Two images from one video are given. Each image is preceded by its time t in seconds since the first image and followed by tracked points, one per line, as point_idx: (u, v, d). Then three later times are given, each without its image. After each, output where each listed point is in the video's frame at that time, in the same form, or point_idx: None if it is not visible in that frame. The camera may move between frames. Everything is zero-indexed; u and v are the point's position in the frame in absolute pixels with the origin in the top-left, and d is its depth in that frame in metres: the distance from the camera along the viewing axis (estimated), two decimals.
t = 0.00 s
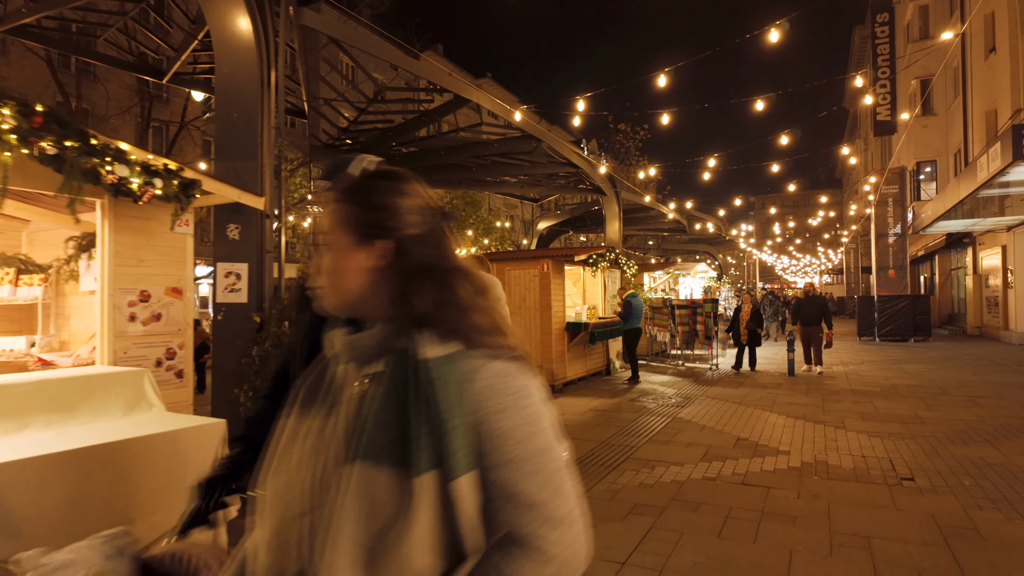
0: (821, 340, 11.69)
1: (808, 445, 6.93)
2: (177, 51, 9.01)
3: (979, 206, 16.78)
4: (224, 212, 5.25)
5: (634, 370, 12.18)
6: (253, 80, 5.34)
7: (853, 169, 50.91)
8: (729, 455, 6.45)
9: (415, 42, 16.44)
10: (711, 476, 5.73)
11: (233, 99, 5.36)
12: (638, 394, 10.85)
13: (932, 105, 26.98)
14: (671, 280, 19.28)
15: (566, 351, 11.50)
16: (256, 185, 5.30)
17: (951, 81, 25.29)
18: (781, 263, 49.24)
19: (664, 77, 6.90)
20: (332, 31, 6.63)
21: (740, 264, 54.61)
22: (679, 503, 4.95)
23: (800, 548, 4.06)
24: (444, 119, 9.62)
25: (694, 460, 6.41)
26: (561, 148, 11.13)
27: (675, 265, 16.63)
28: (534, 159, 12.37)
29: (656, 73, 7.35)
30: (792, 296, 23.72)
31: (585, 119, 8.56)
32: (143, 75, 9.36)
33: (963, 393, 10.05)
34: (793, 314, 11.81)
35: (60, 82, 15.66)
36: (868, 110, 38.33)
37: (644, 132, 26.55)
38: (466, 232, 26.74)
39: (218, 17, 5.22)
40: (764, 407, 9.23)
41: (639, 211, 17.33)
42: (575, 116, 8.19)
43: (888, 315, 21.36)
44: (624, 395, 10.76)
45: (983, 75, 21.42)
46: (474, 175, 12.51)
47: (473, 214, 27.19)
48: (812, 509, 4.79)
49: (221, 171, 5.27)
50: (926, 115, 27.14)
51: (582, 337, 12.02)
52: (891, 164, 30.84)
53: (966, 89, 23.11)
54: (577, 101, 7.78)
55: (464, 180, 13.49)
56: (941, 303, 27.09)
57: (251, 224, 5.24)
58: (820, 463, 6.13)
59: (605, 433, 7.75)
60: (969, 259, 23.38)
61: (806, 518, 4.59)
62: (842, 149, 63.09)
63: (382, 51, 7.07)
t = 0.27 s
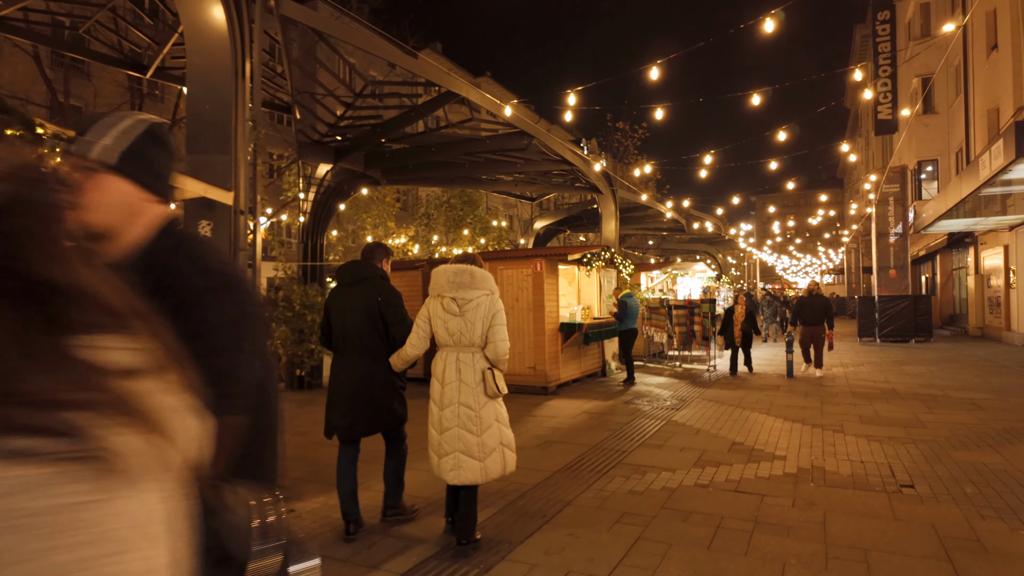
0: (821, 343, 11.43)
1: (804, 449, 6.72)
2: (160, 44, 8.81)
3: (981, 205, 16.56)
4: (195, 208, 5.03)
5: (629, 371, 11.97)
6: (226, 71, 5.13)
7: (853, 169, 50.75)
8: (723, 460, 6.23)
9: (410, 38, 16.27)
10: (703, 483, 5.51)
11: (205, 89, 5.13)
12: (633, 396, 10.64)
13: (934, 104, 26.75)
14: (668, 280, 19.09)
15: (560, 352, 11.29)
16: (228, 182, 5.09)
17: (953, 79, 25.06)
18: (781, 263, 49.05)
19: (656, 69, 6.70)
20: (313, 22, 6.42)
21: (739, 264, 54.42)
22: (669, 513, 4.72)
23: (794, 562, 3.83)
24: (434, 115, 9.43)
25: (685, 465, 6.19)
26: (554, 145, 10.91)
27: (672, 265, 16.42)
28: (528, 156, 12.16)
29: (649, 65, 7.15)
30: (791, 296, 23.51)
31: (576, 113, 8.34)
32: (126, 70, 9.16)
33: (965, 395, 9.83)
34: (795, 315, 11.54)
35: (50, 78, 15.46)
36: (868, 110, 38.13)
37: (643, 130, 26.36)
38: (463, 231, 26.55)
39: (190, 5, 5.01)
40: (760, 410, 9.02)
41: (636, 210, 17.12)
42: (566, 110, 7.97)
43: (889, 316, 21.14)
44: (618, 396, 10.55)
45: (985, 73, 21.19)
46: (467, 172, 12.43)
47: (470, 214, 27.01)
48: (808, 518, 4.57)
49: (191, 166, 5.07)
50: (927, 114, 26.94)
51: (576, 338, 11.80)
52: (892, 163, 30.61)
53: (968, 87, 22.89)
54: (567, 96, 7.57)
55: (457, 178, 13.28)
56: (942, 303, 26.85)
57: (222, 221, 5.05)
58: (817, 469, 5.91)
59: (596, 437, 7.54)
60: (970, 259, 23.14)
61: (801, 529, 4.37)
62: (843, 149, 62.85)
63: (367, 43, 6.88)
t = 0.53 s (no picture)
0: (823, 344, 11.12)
1: (800, 453, 6.53)
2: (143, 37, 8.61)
3: (982, 204, 16.37)
4: (167, 202, 4.90)
5: (625, 372, 11.78)
6: (198, 61, 4.95)
7: (853, 168, 50.54)
8: (716, 465, 6.03)
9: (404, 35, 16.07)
10: (695, 489, 5.30)
11: (177, 79, 4.94)
12: (627, 397, 10.45)
13: (935, 102, 26.55)
14: (667, 279, 18.90)
15: (554, 353, 11.10)
16: (202, 178, 4.95)
17: (954, 77, 24.86)
18: (781, 263, 48.82)
19: (648, 62, 6.51)
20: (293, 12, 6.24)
21: (739, 264, 54.20)
22: (656, 521, 4.54)
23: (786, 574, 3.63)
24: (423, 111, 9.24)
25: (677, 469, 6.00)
26: (547, 142, 10.73)
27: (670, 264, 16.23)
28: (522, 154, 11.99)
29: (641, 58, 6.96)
30: (791, 295, 23.29)
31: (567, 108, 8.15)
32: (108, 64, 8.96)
33: (965, 397, 9.64)
34: (794, 315, 11.31)
35: (40, 75, 15.27)
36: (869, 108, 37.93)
37: (642, 129, 26.17)
38: (460, 230, 26.36)
39: None
40: (757, 411, 8.82)
41: (633, 208, 16.93)
42: (557, 105, 7.78)
43: (889, 316, 20.94)
44: (613, 398, 10.35)
45: (986, 71, 20.99)
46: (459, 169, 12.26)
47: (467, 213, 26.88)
48: (802, 527, 4.37)
49: (161, 159, 4.89)
50: (928, 112, 26.75)
51: (570, 338, 11.61)
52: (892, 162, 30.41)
53: (969, 85, 22.70)
54: (558, 90, 7.38)
55: (450, 175, 13.10)
56: (943, 303, 26.65)
57: (193, 216, 4.89)
58: (812, 474, 5.71)
59: (588, 439, 7.34)
60: (972, 258, 22.94)
61: (795, 539, 4.17)
62: (843, 148, 62.70)
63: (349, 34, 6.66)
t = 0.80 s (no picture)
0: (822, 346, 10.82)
1: (797, 459, 6.35)
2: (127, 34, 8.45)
3: (985, 204, 16.13)
4: (137, 201, 4.72)
5: (621, 374, 11.61)
6: (169, 55, 4.79)
7: (856, 167, 50.24)
8: (710, 472, 5.85)
9: (400, 33, 15.89)
10: (686, 498, 5.11)
11: (146, 74, 4.77)
12: (623, 400, 10.28)
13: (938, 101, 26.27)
14: (666, 279, 18.71)
15: (550, 354, 10.93)
16: (172, 177, 4.79)
17: (957, 75, 24.58)
18: (783, 263, 48.52)
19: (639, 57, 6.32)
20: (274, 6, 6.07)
21: (742, 264, 53.87)
22: (643, 533, 4.36)
23: None
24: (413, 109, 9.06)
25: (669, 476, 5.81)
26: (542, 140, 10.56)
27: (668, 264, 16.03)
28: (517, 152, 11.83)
29: (633, 54, 6.78)
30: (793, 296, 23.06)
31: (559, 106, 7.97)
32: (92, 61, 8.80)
33: (968, 400, 9.43)
34: (790, 315, 11.06)
35: (32, 74, 15.07)
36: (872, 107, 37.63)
37: (642, 128, 25.97)
38: (459, 230, 26.19)
39: None
40: (755, 415, 8.64)
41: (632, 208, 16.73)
42: (548, 102, 7.61)
43: (892, 316, 20.71)
44: (609, 400, 10.17)
45: (990, 68, 20.72)
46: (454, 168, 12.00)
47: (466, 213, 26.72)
48: (795, 540, 4.19)
49: (131, 156, 4.72)
50: (931, 110, 26.50)
51: (566, 340, 11.44)
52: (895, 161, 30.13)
53: (973, 83, 22.42)
54: (548, 86, 7.20)
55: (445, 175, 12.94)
56: (946, 304, 26.39)
57: (165, 215, 4.73)
58: (808, 482, 5.53)
59: (580, 444, 7.15)
60: (975, 258, 22.68)
61: (788, 553, 3.98)
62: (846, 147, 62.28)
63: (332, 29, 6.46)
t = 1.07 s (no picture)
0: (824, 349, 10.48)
1: (800, 465, 6.13)
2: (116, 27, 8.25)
3: (994, 203, 15.85)
4: (113, 198, 4.55)
5: (623, 376, 11.42)
6: (147, 47, 4.64)
7: (861, 166, 49.86)
8: (710, 479, 5.64)
9: (400, 31, 15.73)
10: (684, 507, 4.91)
11: (123, 67, 4.60)
12: (624, 402, 10.09)
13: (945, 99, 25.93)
14: (668, 280, 18.49)
15: (549, 355, 10.74)
16: (152, 174, 4.65)
17: (965, 73, 24.23)
18: (787, 263, 48.16)
19: (636, 50, 6.13)
20: None
21: (747, 264, 53.58)
22: (638, 544, 4.16)
23: None
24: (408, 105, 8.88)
25: (667, 482, 5.61)
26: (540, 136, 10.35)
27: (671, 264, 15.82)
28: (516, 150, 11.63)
29: (631, 47, 6.59)
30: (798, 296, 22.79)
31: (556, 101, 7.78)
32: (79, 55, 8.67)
33: (979, 404, 9.19)
34: (791, 317, 10.76)
35: (30, 72, 14.96)
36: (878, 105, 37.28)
37: (645, 127, 25.75)
38: (460, 230, 26.03)
39: None
40: (758, 418, 8.43)
41: (635, 207, 16.53)
42: (545, 98, 7.42)
43: (898, 317, 20.43)
44: (609, 403, 9.98)
45: (998, 65, 20.39)
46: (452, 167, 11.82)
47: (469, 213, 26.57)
48: (797, 553, 3.98)
49: (108, 153, 4.56)
50: (938, 109, 26.20)
51: (566, 341, 11.23)
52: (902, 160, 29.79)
53: (981, 80, 22.10)
54: (544, 81, 7.02)
55: (443, 174, 12.77)
56: (954, 304, 26.06)
57: (145, 213, 4.60)
58: (811, 490, 5.32)
59: (578, 448, 6.96)
60: (984, 258, 22.35)
61: (789, 567, 3.78)
62: (852, 147, 61.83)
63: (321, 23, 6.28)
